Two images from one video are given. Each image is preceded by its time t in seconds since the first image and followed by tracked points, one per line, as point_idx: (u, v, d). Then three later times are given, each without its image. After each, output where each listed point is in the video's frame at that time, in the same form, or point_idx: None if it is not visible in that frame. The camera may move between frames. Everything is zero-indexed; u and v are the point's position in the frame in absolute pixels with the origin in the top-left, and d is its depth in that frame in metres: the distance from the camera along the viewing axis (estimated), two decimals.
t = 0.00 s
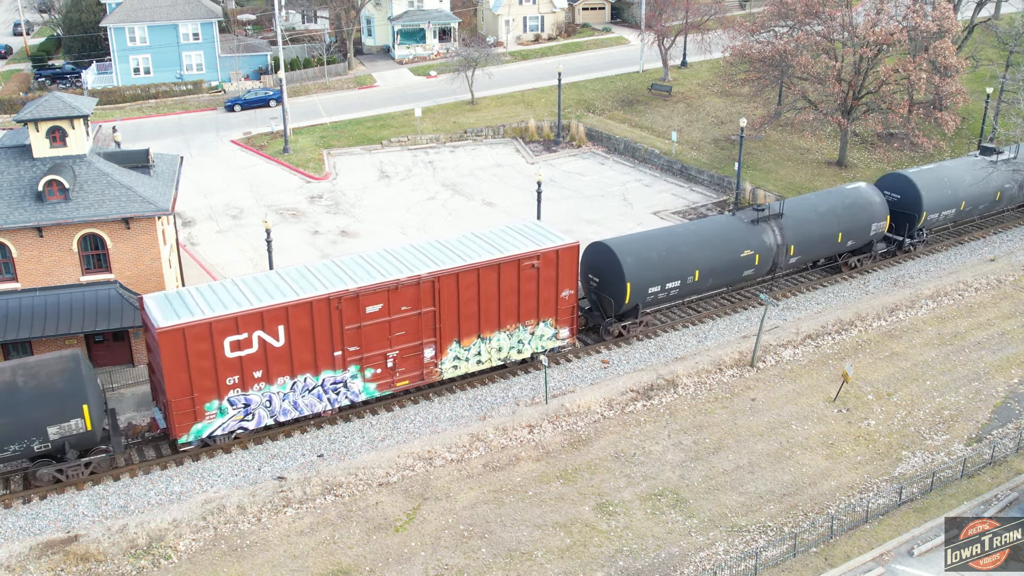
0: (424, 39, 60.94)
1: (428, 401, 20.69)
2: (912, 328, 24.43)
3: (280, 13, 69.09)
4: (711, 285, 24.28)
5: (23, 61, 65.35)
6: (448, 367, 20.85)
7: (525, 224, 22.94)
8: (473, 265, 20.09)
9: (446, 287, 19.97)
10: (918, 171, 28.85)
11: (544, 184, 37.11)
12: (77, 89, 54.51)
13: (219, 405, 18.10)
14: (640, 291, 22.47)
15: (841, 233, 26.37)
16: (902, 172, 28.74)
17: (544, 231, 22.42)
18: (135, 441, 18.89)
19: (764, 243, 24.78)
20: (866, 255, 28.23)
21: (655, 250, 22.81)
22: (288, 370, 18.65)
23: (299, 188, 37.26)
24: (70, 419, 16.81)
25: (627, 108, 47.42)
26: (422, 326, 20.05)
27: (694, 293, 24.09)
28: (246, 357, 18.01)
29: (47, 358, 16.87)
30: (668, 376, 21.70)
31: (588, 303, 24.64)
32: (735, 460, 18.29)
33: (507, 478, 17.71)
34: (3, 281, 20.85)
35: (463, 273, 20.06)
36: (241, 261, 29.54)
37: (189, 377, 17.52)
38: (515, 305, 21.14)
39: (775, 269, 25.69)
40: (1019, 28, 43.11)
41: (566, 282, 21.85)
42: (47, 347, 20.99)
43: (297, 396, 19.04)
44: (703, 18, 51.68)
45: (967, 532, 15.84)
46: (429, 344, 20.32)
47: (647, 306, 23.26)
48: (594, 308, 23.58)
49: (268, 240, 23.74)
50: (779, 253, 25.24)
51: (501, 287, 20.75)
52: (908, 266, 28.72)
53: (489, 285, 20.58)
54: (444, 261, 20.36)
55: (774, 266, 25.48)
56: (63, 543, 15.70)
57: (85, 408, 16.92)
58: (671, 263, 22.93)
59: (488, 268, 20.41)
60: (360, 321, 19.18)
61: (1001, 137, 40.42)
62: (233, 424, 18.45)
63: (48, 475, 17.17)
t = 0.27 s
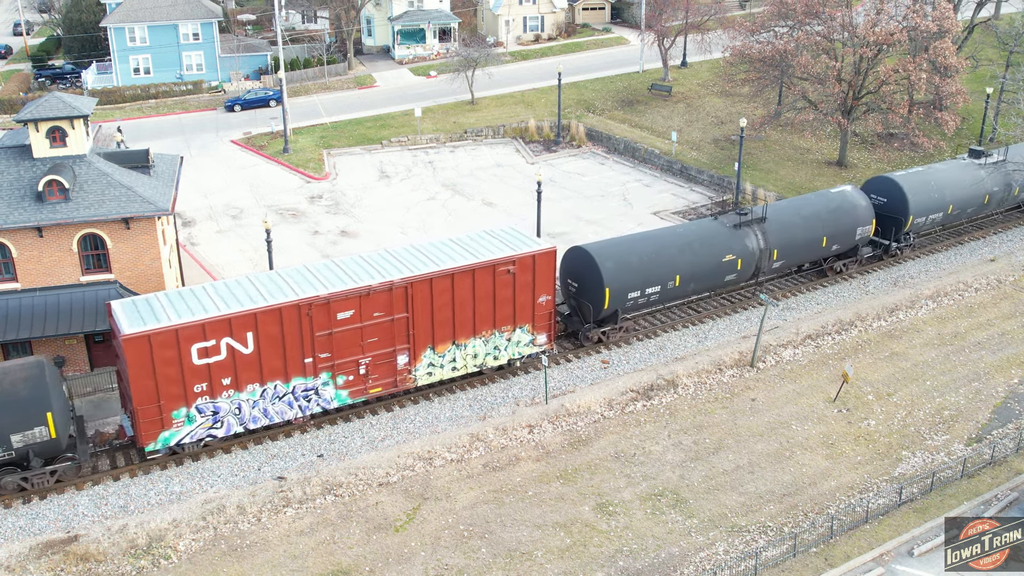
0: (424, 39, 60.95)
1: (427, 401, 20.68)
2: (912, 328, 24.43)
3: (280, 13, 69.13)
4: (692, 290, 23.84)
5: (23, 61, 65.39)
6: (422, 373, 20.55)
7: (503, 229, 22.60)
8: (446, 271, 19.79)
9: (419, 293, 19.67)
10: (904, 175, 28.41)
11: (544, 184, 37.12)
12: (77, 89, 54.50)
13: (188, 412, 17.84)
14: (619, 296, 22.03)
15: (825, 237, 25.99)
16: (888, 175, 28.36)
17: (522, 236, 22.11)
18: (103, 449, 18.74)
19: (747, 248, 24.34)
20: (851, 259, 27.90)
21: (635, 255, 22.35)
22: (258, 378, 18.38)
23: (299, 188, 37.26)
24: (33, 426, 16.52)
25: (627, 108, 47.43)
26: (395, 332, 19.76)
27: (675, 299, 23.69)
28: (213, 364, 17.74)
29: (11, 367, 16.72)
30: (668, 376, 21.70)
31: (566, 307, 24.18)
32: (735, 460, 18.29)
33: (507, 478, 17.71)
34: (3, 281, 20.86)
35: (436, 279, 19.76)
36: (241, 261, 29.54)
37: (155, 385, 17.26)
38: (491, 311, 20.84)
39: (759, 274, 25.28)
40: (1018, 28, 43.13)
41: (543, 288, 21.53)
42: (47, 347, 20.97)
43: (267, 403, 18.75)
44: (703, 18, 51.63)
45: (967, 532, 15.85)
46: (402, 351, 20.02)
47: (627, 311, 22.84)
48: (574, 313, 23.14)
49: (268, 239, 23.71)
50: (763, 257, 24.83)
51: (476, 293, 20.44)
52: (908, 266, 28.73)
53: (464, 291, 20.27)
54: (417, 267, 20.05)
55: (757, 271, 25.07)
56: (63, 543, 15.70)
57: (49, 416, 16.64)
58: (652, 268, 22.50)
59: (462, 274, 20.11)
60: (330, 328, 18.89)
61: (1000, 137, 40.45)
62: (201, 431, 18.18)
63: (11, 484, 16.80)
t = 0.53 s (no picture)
0: (424, 39, 60.95)
1: (427, 401, 20.67)
2: (912, 328, 24.43)
3: (280, 13, 69.14)
4: (673, 295, 23.50)
5: (23, 61, 65.38)
6: (395, 380, 20.19)
7: (480, 234, 22.29)
8: (420, 277, 19.45)
9: (392, 300, 19.32)
10: (892, 178, 28.03)
11: (544, 185, 37.14)
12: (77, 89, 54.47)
13: (154, 420, 17.50)
14: (597, 301, 21.67)
15: (809, 241, 25.64)
16: (874, 179, 27.91)
17: (499, 241, 21.79)
18: (69, 457, 18.34)
19: (728, 252, 24.01)
20: (836, 264, 27.48)
21: (613, 260, 22.02)
22: (226, 386, 18.04)
23: (299, 188, 37.27)
24: None
25: (627, 108, 47.44)
26: (367, 339, 19.41)
27: (656, 304, 23.34)
28: (181, 372, 17.41)
29: None
30: (668, 376, 21.70)
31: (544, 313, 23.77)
32: (735, 461, 18.28)
33: (507, 478, 17.70)
34: (3, 281, 20.86)
35: (409, 285, 19.42)
36: (241, 261, 29.55)
37: (121, 393, 16.93)
38: (466, 317, 20.52)
39: (741, 278, 24.94)
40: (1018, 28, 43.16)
41: (520, 294, 21.21)
42: (47, 348, 20.95)
43: (236, 411, 18.42)
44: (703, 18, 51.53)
45: (967, 532, 15.84)
46: (375, 358, 19.68)
47: (606, 317, 22.47)
48: (552, 318, 22.77)
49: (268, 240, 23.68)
50: (745, 261, 24.51)
51: (451, 299, 20.11)
52: (908, 266, 28.73)
53: (438, 297, 19.93)
54: (391, 272, 19.72)
55: (740, 275, 24.72)
56: (63, 543, 15.69)
57: (13, 424, 16.40)
58: (631, 272, 22.16)
59: (436, 280, 19.77)
60: (301, 335, 18.54)
61: (1000, 137, 40.47)
62: (169, 440, 17.85)
63: None
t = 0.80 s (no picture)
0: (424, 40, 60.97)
1: (427, 401, 20.66)
2: (912, 329, 24.41)
3: (280, 13, 69.14)
4: (653, 300, 23.21)
5: (23, 61, 65.38)
6: (368, 388, 19.93)
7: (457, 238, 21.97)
8: (392, 283, 19.18)
9: (364, 306, 19.07)
10: (876, 182, 27.71)
11: (545, 185, 37.18)
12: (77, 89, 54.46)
13: (120, 428, 17.16)
14: (575, 307, 21.45)
15: (793, 245, 25.28)
16: (860, 182, 27.60)
17: (475, 245, 21.50)
18: (35, 465, 18.05)
19: (710, 257, 23.70)
20: (821, 268, 27.20)
21: (590, 265, 21.77)
22: (194, 393, 17.73)
23: (299, 188, 37.27)
24: None
25: (627, 108, 47.44)
26: (339, 345, 19.13)
27: (636, 309, 23.07)
28: (147, 379, 17.10)
29: None
30: (668, 376, 21.68)
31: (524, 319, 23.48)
32: (735, 461, 18.28)
33: (507, 478, 17.71)
34: (3, 281, 20.86)
35: (381, 291, 19.15)
36: (242, 261, 29.55)
37: (86, 400, 16.60)
38: (440, 322, 20.24)
39: (724, 283, 24.63)
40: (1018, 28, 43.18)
41: (495, 300, 20.93)
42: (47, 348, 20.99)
43: (205, 418, 18.11)
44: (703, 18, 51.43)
45: (967, 532, 15.83)
46: (347, 364, 19.40)
47: (584, 322, 22.23)
48: (531, 324, 22.53)
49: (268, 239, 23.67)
50: (727, 266, 24.18)
51: (424, 305, 19.83)
52: (908, 266, 28.74)
53: (411, 303, 19.66)
54: (363, 278, 19.45)
55: (722, 281, 24.41)
56: (63, 543, 15.68)
57: None
58: (610, 278, 21.93)
59: (409, 285, 19.49)
60: (271, 341, 18.25)
61: (1000, 137, 40.50)
62: (135, 448, 17.51)
63: None
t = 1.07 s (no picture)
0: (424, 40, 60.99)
1: (427, 401, 20.66)
2: (912, 329, 24.41)
3: (280, 13, 69.14)
4: (633, 306, 22.87)
5: (23, 61, 65.38)
6: (340, 396, 19.60)
7: (433, 243, 21.64)
8: (363, 289, 18.83)
9: (335, 312, 18.72)
10: (862, 186, 27.37)
11: (545, 185, 37.20)
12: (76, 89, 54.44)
13: (85, 436, 16.86)
14: (552, 313, 21.14)
15: (775, 250, 25.01)
16: (845, 186, 27.22)
17: (451, 251, 21.15)
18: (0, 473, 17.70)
19: (691, 262, 23.37)
20: (805, 272, 26.90)
21: (568, 270, 21.42)
22: (161, 401, 17.39)
23: (299, 189, 37.26)
24: None
25: (628, 108, 47.44)
26: (309, 352, 18.79)
27: (615, 315, 22.74)
28: (113, 387, 16.79)
29: None
30: (669, 376, 21.69)
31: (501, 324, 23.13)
32: (735, 461, 18.27)
33: (507, 478, 17.70)
34: (3, 281, 20.86)
35: (353, 297, 18.81)
36: (242, 261, 29.56)
37: (50, 408, 16.31)
38: (414, 329, 19.89)
39: (705, 289, 24.31)
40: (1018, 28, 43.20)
41: (470, 306, 20.56)
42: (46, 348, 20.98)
43: (173, 426, 17.77)
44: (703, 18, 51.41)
45: (967, 532, 15.83)
46: (318, 372, 19.06)
47: (562, 328, 21.92)
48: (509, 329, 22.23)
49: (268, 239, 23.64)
50: (708, 271, 23.86)
51: (397, 311, 19.48)
52: (908, 266, 28.75)
53: (384, 309, 19.31)
54: (334, 284, 19.11)
55: (703, 286, 24.08)
56: (63, 543, 15.68)
57: None
58: (589, 283, 21.60)
59: (381, 292, 19.15)
60: (239, 349, 17.91)
61: (1000, 137, 40.51)
62: (101, 455, 17.21)
63: None
